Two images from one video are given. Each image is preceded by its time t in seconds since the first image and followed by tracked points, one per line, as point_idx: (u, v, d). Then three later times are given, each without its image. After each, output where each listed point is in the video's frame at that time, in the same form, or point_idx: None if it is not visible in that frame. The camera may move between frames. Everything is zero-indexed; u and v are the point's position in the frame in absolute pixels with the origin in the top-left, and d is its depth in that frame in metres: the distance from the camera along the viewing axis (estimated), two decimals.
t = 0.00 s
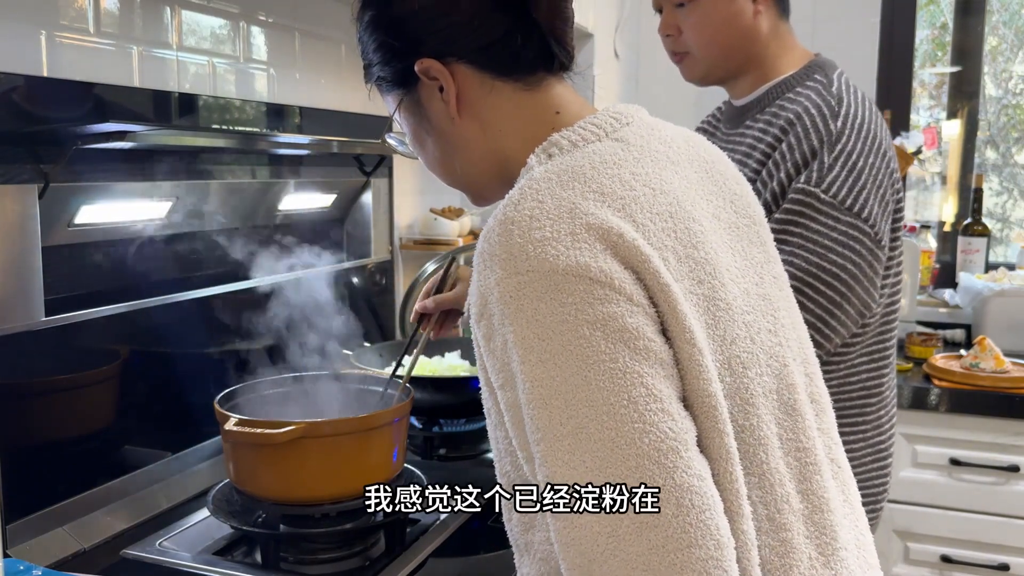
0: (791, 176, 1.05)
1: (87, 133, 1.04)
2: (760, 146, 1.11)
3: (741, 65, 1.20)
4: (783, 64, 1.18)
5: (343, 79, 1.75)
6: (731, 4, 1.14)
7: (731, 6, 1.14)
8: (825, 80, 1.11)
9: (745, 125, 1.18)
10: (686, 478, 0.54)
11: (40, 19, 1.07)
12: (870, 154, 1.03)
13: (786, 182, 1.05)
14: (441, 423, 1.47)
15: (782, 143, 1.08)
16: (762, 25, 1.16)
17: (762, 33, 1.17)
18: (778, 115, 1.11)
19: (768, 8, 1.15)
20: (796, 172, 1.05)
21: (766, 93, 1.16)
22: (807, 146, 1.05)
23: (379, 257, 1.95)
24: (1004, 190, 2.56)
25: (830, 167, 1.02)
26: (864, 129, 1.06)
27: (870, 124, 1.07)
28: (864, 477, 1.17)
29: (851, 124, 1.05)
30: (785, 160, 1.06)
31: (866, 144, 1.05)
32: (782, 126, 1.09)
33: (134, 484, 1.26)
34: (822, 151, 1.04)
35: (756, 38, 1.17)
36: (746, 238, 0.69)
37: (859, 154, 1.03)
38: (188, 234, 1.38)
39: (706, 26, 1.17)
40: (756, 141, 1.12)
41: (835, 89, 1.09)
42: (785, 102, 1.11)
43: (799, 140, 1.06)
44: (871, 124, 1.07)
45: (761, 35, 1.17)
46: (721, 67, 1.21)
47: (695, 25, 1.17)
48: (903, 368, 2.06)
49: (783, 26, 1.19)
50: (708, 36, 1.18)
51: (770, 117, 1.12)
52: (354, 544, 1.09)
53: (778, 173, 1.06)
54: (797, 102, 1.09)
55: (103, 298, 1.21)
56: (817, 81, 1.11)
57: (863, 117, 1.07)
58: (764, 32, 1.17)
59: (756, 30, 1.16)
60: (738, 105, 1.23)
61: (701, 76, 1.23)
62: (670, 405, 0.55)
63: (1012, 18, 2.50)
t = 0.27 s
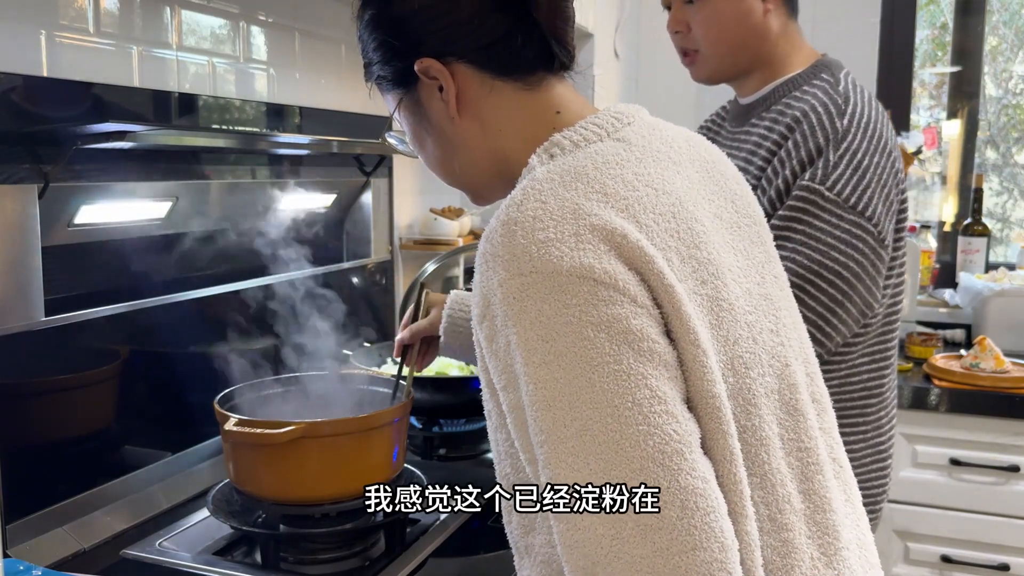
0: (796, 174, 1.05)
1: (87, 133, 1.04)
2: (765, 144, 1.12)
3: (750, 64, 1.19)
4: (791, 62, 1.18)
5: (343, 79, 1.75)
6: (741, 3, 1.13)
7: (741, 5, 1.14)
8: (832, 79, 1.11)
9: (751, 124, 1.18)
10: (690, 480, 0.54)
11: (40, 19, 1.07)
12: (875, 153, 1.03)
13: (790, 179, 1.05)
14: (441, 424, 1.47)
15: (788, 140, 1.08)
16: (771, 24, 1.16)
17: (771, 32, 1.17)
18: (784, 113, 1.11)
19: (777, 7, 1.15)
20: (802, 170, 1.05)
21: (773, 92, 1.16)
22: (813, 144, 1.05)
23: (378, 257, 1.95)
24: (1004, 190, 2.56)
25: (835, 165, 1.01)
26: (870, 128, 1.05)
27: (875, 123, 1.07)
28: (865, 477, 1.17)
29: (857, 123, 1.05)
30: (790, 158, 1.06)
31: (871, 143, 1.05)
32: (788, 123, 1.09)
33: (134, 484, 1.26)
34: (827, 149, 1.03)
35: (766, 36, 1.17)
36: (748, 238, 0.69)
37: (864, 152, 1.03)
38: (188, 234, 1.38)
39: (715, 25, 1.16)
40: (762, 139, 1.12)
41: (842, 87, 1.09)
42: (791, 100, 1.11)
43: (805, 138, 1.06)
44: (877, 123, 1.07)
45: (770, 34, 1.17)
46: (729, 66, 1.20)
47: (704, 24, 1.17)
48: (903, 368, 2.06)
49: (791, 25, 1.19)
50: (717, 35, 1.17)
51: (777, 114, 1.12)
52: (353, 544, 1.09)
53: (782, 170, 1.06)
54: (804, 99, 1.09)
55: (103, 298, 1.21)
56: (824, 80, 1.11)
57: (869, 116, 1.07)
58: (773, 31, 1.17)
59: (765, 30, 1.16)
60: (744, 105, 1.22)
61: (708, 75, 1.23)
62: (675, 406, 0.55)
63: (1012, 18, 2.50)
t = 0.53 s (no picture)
0: (798, 175, 1.05)
1: (87, 133, 1.04)
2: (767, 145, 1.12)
3: (753, 63, 1.19)
4: (795, 62, 1.18)
5: (343, 79, 1.75)
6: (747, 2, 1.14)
7: (746, 4, 1.14)
8: (836, 79, 1.11)
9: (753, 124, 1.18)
10: (694, 483, 0.54)
11: (40, 19, 1.07)
12: (877, 154, 1.03)
13: (792, 180, 1.05)
14: (441, 424, 1.46)
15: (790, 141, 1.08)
16: (776, 24, 1.16)
17: (775, 33, 1.17)
18: (786, 114, 1.11)
19: (783, 7, 1.15)
20: (804, 171, 1.05)
21: (776, 92, 1.16)
22: (815, 145, 1.05)
23: (378, 257, 1.95)
24: (1004, 190, 2.56)
25: (836, 166, 1.01)
26: (871, 129, 1.05)
27: (877, 124, 1.07)
28: (866, 477, 1.17)
29: (859, 124, 1.05)
30: (792, 158, 1.06)
31: (873, 144, 1.04)
32: (790, 124, 1.09)
33: (133, 484, 1.26)
34: (830, 150, 1.03)
35: (769, 36, 1.17)
36: (750, 239, 0.69)
37: (867, 154, 1.03)
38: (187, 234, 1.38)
39: (720, 23, 1.16)
40: (764, 140, 1.12)
41: (845, 88, 1.09)
42: (795, 100, 1.11)
43: (807, 138, 1.06)
44: (880, 124, 1.07)
45: (775, 34, 1.17)
46: (732, 65, 1.21)
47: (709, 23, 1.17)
48: (903, 368, 2.06)
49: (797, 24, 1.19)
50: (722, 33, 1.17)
51: (779, 115, 1.12)
52: (353, 544, 1.09)
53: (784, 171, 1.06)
54: (806, 100, 1.09)
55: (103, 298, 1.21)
56: (827, 80, 1.11)
57: (872, 117, 1.06)
58: (778, 31, 1.17)
59: (770, 29, 1.16)
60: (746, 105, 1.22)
61: (711, 73, 1.23)
62: (678, 409, 0.55)
63: (1012, 18, 2.50)
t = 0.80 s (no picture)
0: (799, 175, 1.05)
1: (88, 133, 1.04)
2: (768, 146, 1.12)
3: (751, 62, 1.19)
4: (791, 65, 1.17)
5: (343, 79, 1.75)
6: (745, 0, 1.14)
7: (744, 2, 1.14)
8: (835, 79, 1.11)
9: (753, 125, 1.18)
10: (695, 485, 0.54)
11: (40, 19, 1.07)
12: (877, 155, 1.03)
13: (793, 181, 1.05)
14: (441, 424, 1.47)
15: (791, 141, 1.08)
16: (774, 24, 1.16)
17: (773, 33, 1.17)
18: (785, 115, 1.11)
19: (781, 7, 1.15)
20: (804, 171, 1.05)
21: (774, 94, 1.16)
22: (815, 146, 1.04)
23: (378, 257, 1.95)
24: (1005, 190, 2.56)
25: (837, 167, 1.01)
26: (872, 129, 1.05)
27: (878, 124, 1.06)
28: (867, 478, 1.16)
29: (860, 124, 1.04)
30: (793, 159, 1.06)
31: (873, 144, 1.04)
32: (790, 125, 1.09)
33: (133, 484, 1.26)
34: (830, 151, 1.03)
35: (766, 36, 1.17)
36: (751, 239, 0.69)
37: (867, 155, 1.03)
38: (187, 234, 1.38)
39: (717, 18, 1.16)
40: (766, 140, 1.12)
41: (845, 89, 1.09)
42: (794, 101, 1.11)
43: (808, 139, 1.06)
44: (880, 125, 1.07)
45: (772, 34, 1.17)
46: (730, 63, 1.21)
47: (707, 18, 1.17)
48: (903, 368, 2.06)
49: (795, 26, 1.19)
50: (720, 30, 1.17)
51: (778, 116, 1.12)
52: (353, 544, 1.09)
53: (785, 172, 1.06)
54: (806, 101, 1.09)
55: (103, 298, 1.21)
56: (827, 81, 1.11)
57: (872, 117, 1.06)
58: (775, 31, 1.17)
59: (767, 29, 1.16)
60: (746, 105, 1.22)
61: (709, 70, 1.23)
62: (679, 410, 0.55)
63: (1013, 18, 2.50)
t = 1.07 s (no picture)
0: (798, 178, 1.05)
1: (88, 133, 1.04)
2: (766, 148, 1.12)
3: (749, 63, 1.19)
4: (789, 65, 1.17)
5: (343, 78, 1.75)
6: None
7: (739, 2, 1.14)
8: (833, 81, 1.11)
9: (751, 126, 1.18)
10: (697, 487, 0.54)
11: (40, 19, 1.07)
12: (877, 156, 1.03)
13: (793, 184, 1.05)
14: (441, 424, 1.47)
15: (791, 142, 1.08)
16: (770, 23, 1.16)
17: (769, 32, 1.17)
18: (784, 116, 1.11)
19: (776, 7, 1.15)
20: (804, 174, 1.05)
21: (773, 95, 1.16)
22: (814, 149, 1.04)
23: (379, 257, 1.95)
24: (1005, 190, 2.56)
25: (837, 169, 1.01)
26: (870, 130, 1.05)
27: (876, 125, 1.06)
28: (866, 479, 1.16)
29: (858, 126, 1.04)
30: (792, 162, 1.06)
31: (872, 146, 1.04)
32: (789, 127, 1.09)
33: (133, 484, 1.26)
34: (829, 153, 1.03)
35: (764, 36, 1.17)
36: (754, 240, 0.68)
37: (866, 156, 1.02)
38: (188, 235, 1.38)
39: (714, 19, 1.16)
40: (764, 142, 1.12)
41: (843, 90, 1.09)
42: (793, 102, 1.11)
43: (806, 141, 1.06)
44: (880, 127, 1.07)
45: (768, 33, 1.17)
46: (727, 63, 1.21)
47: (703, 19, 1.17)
48: (904, 368, 2.06)
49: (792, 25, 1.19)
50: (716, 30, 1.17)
51: (777, 118, 1.12)
52: (353, 544, 1.09)
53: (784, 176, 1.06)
54: (803, 103, 1.09)
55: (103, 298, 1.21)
56: (824, 82, 1.11)
57: (871, 119, 1.06)
58: (771, 30, 1.17)
59: (763, 28, 1.16)
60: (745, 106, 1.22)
61: (707, 71, 1.23)
62: (681, 412, 0.55)
63: (1013, 18, 2.50)
